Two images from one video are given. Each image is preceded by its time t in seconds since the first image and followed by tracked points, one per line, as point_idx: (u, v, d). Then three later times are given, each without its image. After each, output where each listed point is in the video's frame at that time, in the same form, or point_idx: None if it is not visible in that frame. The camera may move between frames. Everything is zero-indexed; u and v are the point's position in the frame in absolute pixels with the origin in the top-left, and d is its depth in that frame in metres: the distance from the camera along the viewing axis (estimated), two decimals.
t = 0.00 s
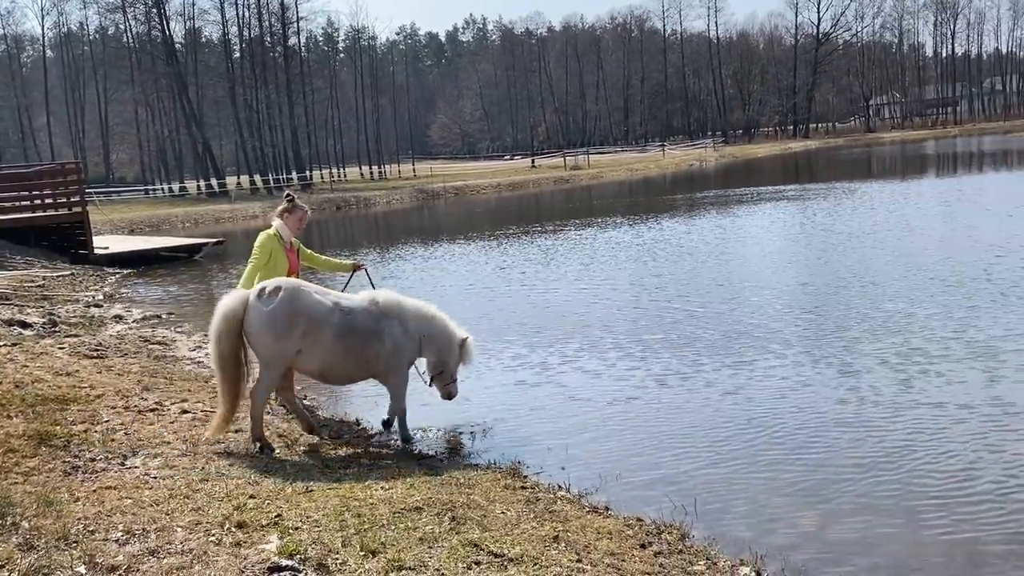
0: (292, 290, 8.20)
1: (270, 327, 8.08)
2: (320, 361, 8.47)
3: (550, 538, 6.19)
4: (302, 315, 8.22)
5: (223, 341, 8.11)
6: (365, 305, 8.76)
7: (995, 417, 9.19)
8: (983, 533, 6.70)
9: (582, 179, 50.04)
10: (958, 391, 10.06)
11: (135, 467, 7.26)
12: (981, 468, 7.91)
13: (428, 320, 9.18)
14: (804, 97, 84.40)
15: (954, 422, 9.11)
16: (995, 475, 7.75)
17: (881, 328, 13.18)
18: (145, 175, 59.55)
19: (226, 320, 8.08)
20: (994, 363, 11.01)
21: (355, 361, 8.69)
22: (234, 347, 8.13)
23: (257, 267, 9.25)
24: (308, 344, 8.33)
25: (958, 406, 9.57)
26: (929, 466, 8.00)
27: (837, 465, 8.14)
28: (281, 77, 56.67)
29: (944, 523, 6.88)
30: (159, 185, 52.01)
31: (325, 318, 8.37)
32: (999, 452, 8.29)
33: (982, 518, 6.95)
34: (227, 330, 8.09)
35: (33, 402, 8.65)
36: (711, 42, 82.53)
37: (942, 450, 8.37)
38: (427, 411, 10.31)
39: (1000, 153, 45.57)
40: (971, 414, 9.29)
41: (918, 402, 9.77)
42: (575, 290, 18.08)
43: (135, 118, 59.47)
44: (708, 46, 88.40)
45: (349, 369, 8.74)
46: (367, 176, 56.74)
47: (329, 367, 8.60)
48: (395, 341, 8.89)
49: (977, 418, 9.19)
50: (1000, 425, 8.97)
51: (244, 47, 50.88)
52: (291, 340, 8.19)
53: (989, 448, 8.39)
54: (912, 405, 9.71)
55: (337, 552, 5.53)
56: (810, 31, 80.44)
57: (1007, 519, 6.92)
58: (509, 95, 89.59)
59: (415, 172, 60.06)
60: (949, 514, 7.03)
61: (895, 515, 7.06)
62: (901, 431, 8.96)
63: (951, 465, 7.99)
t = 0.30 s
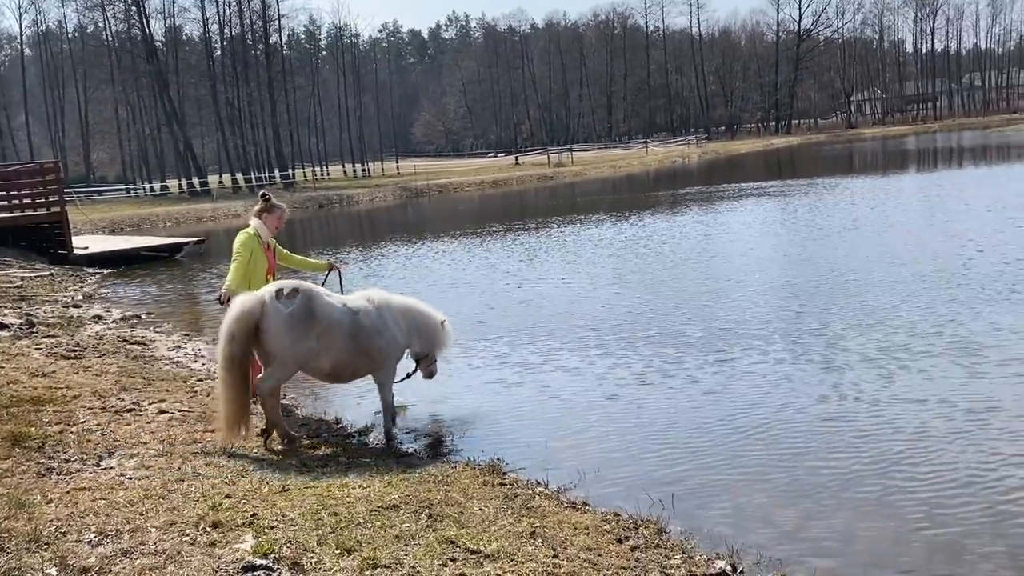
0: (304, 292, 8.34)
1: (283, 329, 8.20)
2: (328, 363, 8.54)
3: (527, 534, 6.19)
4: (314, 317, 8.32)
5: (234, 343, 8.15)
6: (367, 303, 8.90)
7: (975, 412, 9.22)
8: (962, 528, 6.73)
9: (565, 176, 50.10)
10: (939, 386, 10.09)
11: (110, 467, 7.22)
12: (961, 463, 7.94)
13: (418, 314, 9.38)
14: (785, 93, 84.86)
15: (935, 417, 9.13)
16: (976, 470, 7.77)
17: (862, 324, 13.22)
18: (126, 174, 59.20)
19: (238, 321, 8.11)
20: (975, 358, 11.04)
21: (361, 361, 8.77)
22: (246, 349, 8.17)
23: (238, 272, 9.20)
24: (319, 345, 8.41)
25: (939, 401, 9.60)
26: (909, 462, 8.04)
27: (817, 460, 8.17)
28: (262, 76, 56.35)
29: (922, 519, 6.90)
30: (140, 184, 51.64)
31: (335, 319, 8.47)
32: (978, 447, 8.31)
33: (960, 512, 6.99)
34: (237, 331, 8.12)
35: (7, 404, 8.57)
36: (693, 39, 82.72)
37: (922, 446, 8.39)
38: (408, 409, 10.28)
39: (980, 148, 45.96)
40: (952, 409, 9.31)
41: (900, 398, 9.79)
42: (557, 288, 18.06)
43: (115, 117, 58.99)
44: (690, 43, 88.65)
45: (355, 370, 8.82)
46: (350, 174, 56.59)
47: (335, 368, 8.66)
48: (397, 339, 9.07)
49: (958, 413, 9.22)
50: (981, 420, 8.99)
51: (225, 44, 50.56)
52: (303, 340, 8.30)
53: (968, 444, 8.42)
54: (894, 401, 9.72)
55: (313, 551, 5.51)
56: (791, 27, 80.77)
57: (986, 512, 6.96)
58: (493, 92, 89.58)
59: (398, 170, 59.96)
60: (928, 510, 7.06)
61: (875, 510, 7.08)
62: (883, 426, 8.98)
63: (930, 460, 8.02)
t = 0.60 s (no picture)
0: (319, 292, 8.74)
1: (305, 329, 8.60)
2: (337, 361, 9.05)
3: (506, 531, 6.21)
4: (328, 317, 8.81)
5: (258, 345, 8.39)
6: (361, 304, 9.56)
7: (959, 406, 9.18)
8: (943, 522, 6.73)
9: (551, 174, 50.09)
10: (923, 382, 10.05)
11: (89, 469, 7.20)
12: (944, 458, 7.91)
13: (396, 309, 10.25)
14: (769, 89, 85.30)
15: (919, 412, 9.09)
16: (958, 464, 7.76)
17: (846, 320, 13.20)
18: (109, 174, 58.80)
19: (264, 324, 8.36)
20: (958, 353, 11.02)
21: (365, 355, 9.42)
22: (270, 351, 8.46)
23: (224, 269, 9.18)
24: (332, 344, 8.89)
25: (922, 396, 9.57)
26: (892, 457, 8.03)
27: (800, 457, 8.16)
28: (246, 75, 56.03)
29: (903, 515, 6.90)
30: (123, 185, 51.27)
31: (344, 319, 9.00)
32: (961, 440, 8.29)
33: (942, 507, 6.99)
34: (263, 335, 8.38)
35: None
36: (677, 35, 82.81)
37: (905, 442, 8.37)
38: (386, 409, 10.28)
39: (961, 142, 46.27)
40: (936, 404, 9.27)
41: (884, 393, 9.76)
42: (540, 286, 18.04)
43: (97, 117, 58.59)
44: (675, 40, 88.83)
45: (359, 365, 9.45)
46: (335, 173, 56.38)
47: (343, 364, 9.22)
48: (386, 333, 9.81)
49: (942, 407, 9.18)
50: (964, 414, 8.96)
51: (209, 43, 50.24)
52: (320, 341, 8.75)
53: (952, 438, 8.40)
54: (878, 396, 9.70)
55: (291, 551, 5.51)
56: (775, 24, 80.99)
57: (967, 507, 6.95)
58: (478, 90, 89.45)
59: (384, 168, 59.91)
60: (909, 505, 7.06)
61: (856, 507, 7.08)
62: (866, 421, 8.97)
63: (914, 456, 7.99)
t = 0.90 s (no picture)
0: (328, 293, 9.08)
1: (318, 330, 8.92)
2: (344, 360, 9.43)
3: (486, 533, 6.22)
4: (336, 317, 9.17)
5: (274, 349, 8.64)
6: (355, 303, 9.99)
7: (946, 404, 9.11)
8: (925, 520, 6.72)
9: (538, 173, 50.13)
10: (909, 380, 9.97)
11: (68, 475, 7.20)
12: (930, 458, 7.83)
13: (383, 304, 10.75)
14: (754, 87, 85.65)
15: (906, 411, 9.02)
16: (944, 462, 7.68)
17: (833, 319, 13.16)
18: (94, 176, 58.49)
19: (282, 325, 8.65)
20: (945, 351, 10.95)
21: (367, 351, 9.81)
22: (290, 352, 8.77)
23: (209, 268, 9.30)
24: (339, 344, 9.28)
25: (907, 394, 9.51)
26: (877, 456, 7.96)
27: (785, 456, 8.11)
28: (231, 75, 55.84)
29: (887, 514, 6.84)
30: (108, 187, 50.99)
31: (349, 317, 9.39)
32: (945, 439, 8.28)
33: (927, 505, 6.93)
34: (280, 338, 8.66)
35: None
36: (663, 33, 82.99)
37: (891, 440, 8.30)
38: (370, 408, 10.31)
39: (945, 139, 46.54)
40: (922, 402, 9.22)
41: (869, 392, 9.70)
42: (524, 287, 18.05)
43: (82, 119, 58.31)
44: (661, 38, 89.08)
45: (361, 362, 9.83)
46: (321, 173, 56.24)
47: (349, 360, 9.57)
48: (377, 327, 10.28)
49: (928, 406, 9.11)
50: (951, 412, 8.88)
51: (193, 44, 50.04)
52: (331, 339, 9.10)
53: (937, 436, 8.33)
54: (864, 394, 9.63)
55: (269, 555, 5.52)
56: (760, 22, 81.26)
57: (948, 502, 6.97)
58: (465, 89, 89.43)
59: (370, 168, 59.88)
60: (892, 504, 7.00)
61: (839, 506, 7.07)
62: (851, 420, 8.90)
63: (901, 455, 7.92)
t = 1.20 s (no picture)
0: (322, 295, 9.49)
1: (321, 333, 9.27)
2: (339, 358, 9.92)
3: (470, 537, 6.19)
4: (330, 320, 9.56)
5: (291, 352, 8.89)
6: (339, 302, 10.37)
7: (939, 406, 9.09)
8: (916, 523, 6.71)
9: (527, 173, 50.13)
10: (901, 382, 9.96)
11: (49, 482, 7.13)
12: (925, 462, 7.80)
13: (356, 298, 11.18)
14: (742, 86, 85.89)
15: (897, 413, 9.01)
16: (935, 466, 7.66)
17: (823, 320, 13.16)
18: (81, 179, 58.20)
19: (292, 327, 8.87)
20: (937, 353, 10.94)
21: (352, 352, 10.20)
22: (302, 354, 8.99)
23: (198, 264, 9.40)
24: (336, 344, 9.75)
25: (900, 396, 9.48)
26: (870, 459, 7.94)
27: (776, 459, 8.08)
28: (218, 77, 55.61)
29: (879, 519, 6.81)
30: (95, 190, 50.75)
31: (343, 318, 9.86)
32: (935, 440, 8.27)
33: (920, 510, 6.90)
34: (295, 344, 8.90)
35: None
36: (651, 33, 83.09)
37: (884, 443, 8.27)
38: (357, 412, 10.27)
39: (933, 136, 46.77)
40: (913, 404, 9.22)
41: (860, 394, 9.67)
42: (511, 289, 17.99)
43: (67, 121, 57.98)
44: (649, 38, 89.28)
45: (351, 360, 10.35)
46: (310, 174, 56.08)
47: (337, 360, 9.95)
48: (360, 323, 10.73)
49: (920, 408, 9.09)
50: (944, 415, 8.86)
51: (180, 46, 49.83)
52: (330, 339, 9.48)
53: (930, 440, 8.31)
54: (856, 396, 9.61)
55: (251, 561, 5.47)
56: (748, 21, 81.41)
57: (937, 506, 6.96)
58: (454, 90, 89.37)
59: (359, 168, 59.76)
60: (885, 509, 6.97)
61: (828, 508, 7.06)
62: (844, 423, 8.88)
63: (893, 458, 7.91)
